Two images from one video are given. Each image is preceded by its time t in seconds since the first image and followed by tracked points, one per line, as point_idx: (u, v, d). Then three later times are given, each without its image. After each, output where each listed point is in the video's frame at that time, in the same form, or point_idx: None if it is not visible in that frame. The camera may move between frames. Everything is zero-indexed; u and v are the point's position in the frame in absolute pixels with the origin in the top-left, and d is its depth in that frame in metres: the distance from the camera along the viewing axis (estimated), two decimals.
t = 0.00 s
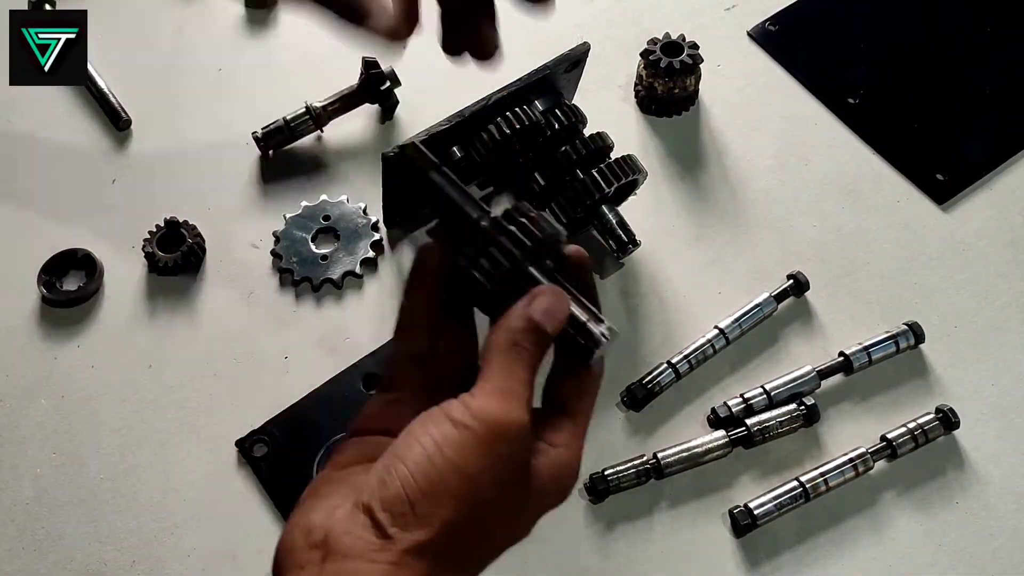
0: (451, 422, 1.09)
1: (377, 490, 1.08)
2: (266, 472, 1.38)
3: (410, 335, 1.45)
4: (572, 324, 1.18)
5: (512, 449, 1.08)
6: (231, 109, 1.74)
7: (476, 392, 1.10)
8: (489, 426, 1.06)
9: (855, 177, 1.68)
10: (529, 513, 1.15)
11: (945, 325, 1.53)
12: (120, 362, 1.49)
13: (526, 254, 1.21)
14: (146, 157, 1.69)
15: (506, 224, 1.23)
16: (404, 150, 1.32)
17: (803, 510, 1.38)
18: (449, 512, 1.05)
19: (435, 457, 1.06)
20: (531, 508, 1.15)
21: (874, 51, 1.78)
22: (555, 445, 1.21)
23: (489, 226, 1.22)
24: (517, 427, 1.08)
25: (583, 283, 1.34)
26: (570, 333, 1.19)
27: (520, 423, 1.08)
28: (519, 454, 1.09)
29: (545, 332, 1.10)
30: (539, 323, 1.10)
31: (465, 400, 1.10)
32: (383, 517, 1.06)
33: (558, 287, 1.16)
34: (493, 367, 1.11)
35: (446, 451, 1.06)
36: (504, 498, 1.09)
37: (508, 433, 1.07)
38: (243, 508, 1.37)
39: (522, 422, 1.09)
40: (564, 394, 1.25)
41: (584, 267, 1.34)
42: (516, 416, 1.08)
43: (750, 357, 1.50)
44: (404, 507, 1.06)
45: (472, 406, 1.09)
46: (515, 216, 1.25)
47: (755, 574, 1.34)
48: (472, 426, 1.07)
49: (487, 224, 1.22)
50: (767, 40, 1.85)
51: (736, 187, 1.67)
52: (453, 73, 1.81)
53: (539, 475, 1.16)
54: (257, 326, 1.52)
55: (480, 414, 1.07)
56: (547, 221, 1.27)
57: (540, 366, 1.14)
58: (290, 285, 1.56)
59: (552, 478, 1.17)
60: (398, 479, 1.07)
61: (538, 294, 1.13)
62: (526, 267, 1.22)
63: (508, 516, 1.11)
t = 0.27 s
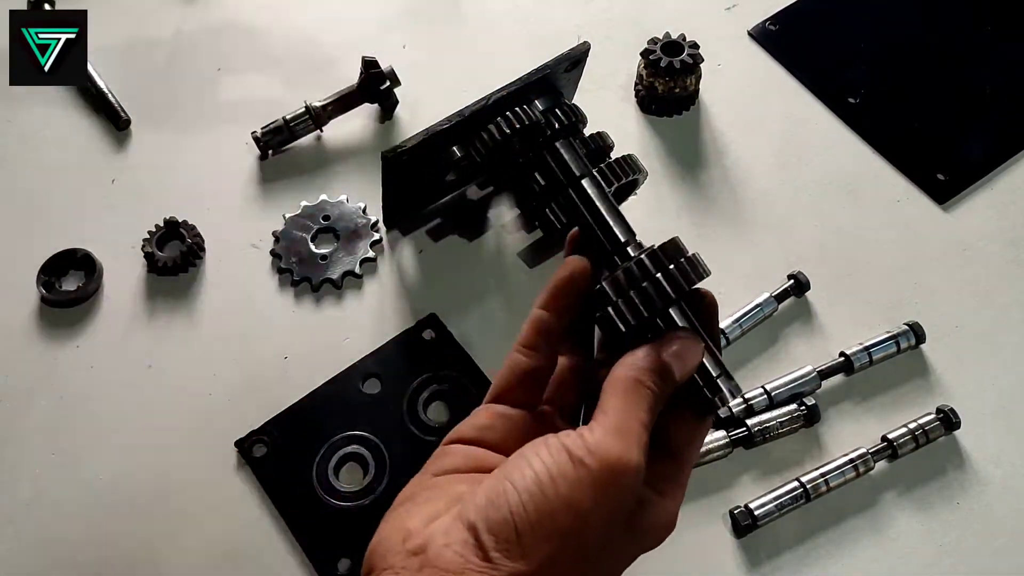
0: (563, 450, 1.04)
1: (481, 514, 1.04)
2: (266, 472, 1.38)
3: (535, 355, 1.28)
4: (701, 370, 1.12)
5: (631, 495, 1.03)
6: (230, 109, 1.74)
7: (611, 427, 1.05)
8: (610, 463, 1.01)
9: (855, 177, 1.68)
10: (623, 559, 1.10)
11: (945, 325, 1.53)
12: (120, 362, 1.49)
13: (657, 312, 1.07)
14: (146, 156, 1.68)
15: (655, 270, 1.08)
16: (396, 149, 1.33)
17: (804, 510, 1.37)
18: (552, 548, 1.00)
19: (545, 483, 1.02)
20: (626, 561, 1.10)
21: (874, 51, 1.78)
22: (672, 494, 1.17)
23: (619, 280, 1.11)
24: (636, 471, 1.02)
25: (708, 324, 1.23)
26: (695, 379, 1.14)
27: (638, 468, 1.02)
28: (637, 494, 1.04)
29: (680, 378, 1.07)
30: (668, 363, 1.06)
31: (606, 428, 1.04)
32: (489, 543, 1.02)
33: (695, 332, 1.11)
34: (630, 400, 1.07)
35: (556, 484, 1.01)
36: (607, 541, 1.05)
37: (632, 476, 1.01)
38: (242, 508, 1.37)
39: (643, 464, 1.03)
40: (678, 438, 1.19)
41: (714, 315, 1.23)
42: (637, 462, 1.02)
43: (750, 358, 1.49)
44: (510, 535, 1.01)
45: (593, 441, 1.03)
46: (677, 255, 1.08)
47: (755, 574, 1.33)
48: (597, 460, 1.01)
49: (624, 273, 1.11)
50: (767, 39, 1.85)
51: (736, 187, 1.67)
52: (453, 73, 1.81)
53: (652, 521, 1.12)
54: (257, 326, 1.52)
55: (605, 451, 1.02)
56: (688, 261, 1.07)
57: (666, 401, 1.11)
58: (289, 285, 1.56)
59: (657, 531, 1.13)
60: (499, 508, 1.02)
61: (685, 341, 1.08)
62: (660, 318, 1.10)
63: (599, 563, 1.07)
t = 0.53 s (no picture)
0: (546, 429, 1.04)
1: (467, 497, 1.04)
2: (266, 472, 1.38)
3: (539, 335, 1.28)
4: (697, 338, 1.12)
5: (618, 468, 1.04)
6: (230, 109, 1.74)
7: (592, 403, 1.05)
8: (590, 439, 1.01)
9: (855, 176, 1.68)
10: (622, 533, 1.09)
11: (945, 325, 1.52)
12: (120, 362, 1.49)
13: (653, 281, 1.10)
14: (146, 157, 1.68)
15: (649, 234, 1.11)
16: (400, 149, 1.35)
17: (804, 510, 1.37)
18: (541, 526, 1.00)
19: (528, 464, 1.01)
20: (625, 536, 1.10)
21: (874, 51, 1.78)
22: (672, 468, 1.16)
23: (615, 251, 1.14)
24: (621, 443, 1.03)
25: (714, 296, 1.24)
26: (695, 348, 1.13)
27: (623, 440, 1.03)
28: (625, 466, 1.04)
29: (666, 346, 1.07)
30: (660, 336, 1.07)
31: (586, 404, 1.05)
32: (475, 528, 1.01)
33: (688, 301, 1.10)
34: (614, 377, 1.08)
35: (539, 463, 1.01)
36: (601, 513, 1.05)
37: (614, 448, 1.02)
38: (242, 508, 1.37)
39: (627, 436, 1.04)
40: (687, 413, 1.19)
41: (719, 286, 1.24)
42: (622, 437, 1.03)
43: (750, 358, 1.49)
44: (496, 517, 1.01)
45: (574, 417, 1.03)
46: (668, 220, 1.12)
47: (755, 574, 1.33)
48: (576, 436, 1.01)
49: (620, 243, 1.14)
50: (767, 39, 1.84)
51: (736, 186, 1.67)
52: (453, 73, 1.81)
53: (652, 495, 1.12)
54: (257, 326, 1.51)
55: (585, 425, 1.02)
56: (681, 224, 1.11)
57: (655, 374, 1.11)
58: (289, 285, 1.56)
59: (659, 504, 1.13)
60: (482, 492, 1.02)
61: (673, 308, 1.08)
62: (654, 288, 1.11)
63: (596, 538, 1.07)
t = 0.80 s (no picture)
0: (488, 354, 1.06)
1: (404, 419, 1.04)
2: (266, 472, 1.38)
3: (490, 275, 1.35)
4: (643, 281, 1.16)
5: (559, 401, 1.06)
6: (230, 109, 1.74)
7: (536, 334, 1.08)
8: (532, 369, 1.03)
9: (855, 176, 1.68)
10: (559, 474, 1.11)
11: (945, 325, 1.52)
12: (120, 362, 1.49)
13: (605, 223, 1.14)
14: (146, 156, 1.68)
15: (604, 174, 1.14)
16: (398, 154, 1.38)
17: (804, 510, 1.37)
18: (475, 452, 1.02)
19: (469, 388, 1.03)
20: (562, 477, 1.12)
21: (874, 50, 1.78)
22: (610, 411, 1.20)
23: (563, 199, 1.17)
24: (561, 375, 1.05)
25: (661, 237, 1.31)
26: (642, 292, 1.20)
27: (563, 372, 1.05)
28: (565, 399, 1.07)
29: (614, 283, 1.11)
30: (611, 273, 1.11)
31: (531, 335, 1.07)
32: (412, 451, 1.02)
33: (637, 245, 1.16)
34: (557, 308, 1.11)
35: (479, 388, 1.02)
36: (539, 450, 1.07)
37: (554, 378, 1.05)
38: (242, 508, 1.37)
39: (567, 367, 1.06)
40: (624, 356, 1.26)
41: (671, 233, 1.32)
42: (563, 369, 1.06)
43: (751, 357, 1.49)
44: (433, 437, 1.02)
45: (517, 347, 1.05)
46: (624, 162, 1.16)
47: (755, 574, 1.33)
48: (521, 363, 1.04)
49: (575, 179, 1.15)
50: (767, 39, 1.84)
51: (736, 186, 1.67)
52: (454, 73, 1.81)
53: (585, 433, 1.15)
54: (257, 326, 1.51)
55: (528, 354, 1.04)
56: (637, 166, 1.15)
57: (601, 310, 1.13)
58: (289, 285, 1.56)
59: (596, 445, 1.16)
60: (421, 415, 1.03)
61: (622, 248, 1.13)
62: (606, 230, 1.16)
63: (532, 472, 1.07)
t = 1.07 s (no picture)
0: (490, 455, 1.01)
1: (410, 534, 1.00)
2: (266, 473, 1.38)
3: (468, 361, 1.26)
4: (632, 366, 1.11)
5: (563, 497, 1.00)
6: (230, 109, 1.74)
7: (536, 426, 1.02)
8: (535, 463, 0.97)
9: (855, 177, 1.68)
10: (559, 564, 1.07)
11: (945, 325, 1.52)
12: (120, 362, 1.49)
13: (584, 308, 1.09)
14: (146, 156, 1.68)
15: (580, 264, 1.11)
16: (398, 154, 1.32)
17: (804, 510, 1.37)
18: (482, 558, 0.97)
19: (473, 492, 0.98)
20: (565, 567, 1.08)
21: (874, 51, 1.78)
22: (608, 493, 1.16)
23: (547, 280, 1.12)
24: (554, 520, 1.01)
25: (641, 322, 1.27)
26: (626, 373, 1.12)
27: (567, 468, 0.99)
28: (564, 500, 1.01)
29: (604, 372, 1.06)
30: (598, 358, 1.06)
31: (530, 429, 1.01)
32: (419, 556, 0.98)
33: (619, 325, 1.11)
34: (558, 407, 1.04)
35: (477, 509, 0.97)
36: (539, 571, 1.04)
37: (560, 476, 0.99)
38: (243, 508, 1.37)
39: (570, 460, 1.00)
40: (618, 438, 1.22)
41: (648, 308, 1.28)
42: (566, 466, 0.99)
43: (751, 358, 1.49)
44: (439, 544, 0.97)
45: (517, 443, 0.99)
46: (594, 250, 1.12)
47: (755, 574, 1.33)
48: (520, 464, 0.98)
49: (552, 271, 1.13)
50: (767, 39, 1.85)
51: (737, 186, 1.67)
52: (454, 72, 1.81)
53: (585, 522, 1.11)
54: (257, 326, 1.51)
55: (530, 451, 0.98)
56: (609, 253, 1.11)
57: (594, 400, 1.09)
58: (289, 285, 1.56)
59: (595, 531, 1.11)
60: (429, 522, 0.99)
61: (606, 333, 1.08)
62: (585, 316, 1.11)
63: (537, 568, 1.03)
